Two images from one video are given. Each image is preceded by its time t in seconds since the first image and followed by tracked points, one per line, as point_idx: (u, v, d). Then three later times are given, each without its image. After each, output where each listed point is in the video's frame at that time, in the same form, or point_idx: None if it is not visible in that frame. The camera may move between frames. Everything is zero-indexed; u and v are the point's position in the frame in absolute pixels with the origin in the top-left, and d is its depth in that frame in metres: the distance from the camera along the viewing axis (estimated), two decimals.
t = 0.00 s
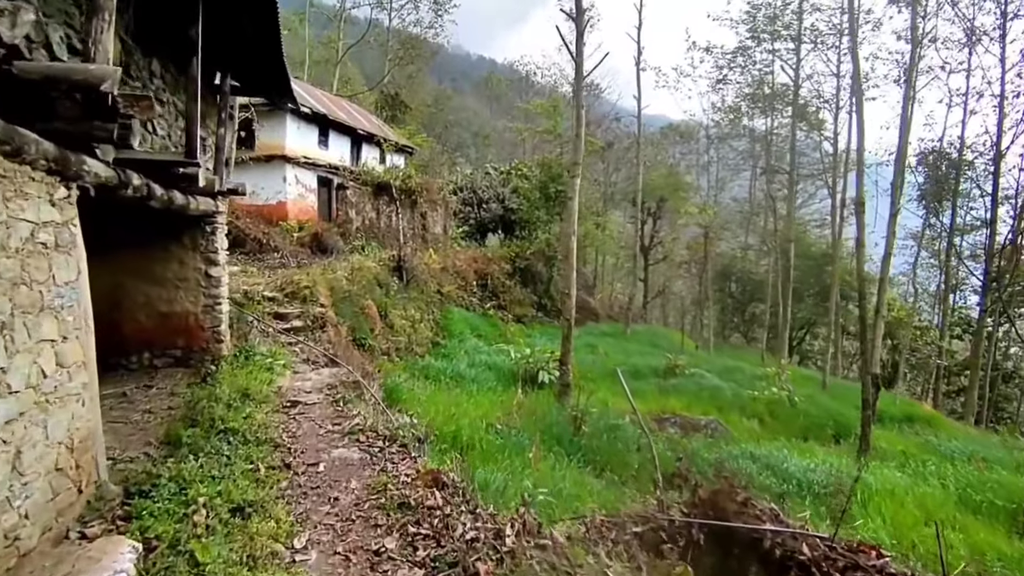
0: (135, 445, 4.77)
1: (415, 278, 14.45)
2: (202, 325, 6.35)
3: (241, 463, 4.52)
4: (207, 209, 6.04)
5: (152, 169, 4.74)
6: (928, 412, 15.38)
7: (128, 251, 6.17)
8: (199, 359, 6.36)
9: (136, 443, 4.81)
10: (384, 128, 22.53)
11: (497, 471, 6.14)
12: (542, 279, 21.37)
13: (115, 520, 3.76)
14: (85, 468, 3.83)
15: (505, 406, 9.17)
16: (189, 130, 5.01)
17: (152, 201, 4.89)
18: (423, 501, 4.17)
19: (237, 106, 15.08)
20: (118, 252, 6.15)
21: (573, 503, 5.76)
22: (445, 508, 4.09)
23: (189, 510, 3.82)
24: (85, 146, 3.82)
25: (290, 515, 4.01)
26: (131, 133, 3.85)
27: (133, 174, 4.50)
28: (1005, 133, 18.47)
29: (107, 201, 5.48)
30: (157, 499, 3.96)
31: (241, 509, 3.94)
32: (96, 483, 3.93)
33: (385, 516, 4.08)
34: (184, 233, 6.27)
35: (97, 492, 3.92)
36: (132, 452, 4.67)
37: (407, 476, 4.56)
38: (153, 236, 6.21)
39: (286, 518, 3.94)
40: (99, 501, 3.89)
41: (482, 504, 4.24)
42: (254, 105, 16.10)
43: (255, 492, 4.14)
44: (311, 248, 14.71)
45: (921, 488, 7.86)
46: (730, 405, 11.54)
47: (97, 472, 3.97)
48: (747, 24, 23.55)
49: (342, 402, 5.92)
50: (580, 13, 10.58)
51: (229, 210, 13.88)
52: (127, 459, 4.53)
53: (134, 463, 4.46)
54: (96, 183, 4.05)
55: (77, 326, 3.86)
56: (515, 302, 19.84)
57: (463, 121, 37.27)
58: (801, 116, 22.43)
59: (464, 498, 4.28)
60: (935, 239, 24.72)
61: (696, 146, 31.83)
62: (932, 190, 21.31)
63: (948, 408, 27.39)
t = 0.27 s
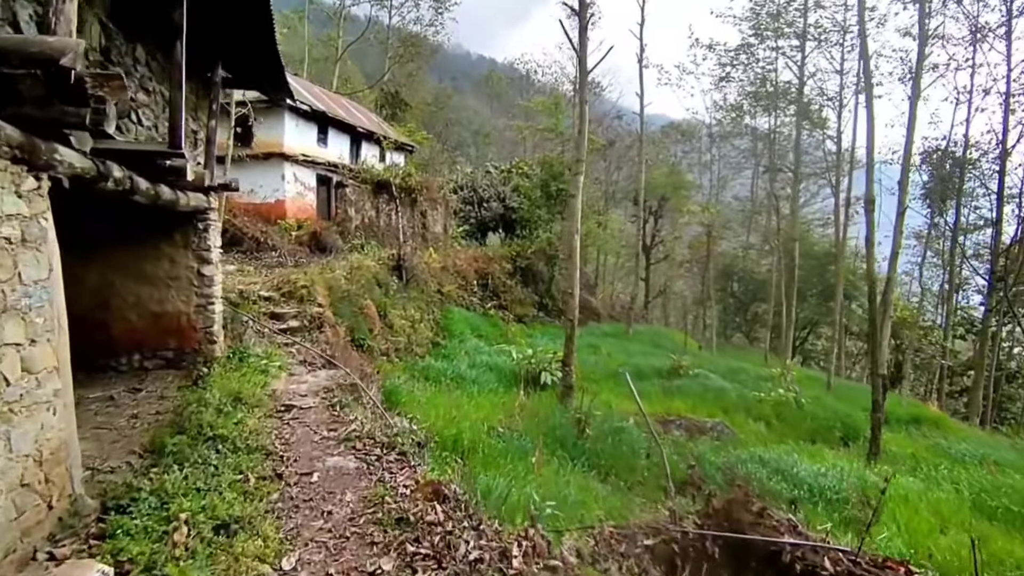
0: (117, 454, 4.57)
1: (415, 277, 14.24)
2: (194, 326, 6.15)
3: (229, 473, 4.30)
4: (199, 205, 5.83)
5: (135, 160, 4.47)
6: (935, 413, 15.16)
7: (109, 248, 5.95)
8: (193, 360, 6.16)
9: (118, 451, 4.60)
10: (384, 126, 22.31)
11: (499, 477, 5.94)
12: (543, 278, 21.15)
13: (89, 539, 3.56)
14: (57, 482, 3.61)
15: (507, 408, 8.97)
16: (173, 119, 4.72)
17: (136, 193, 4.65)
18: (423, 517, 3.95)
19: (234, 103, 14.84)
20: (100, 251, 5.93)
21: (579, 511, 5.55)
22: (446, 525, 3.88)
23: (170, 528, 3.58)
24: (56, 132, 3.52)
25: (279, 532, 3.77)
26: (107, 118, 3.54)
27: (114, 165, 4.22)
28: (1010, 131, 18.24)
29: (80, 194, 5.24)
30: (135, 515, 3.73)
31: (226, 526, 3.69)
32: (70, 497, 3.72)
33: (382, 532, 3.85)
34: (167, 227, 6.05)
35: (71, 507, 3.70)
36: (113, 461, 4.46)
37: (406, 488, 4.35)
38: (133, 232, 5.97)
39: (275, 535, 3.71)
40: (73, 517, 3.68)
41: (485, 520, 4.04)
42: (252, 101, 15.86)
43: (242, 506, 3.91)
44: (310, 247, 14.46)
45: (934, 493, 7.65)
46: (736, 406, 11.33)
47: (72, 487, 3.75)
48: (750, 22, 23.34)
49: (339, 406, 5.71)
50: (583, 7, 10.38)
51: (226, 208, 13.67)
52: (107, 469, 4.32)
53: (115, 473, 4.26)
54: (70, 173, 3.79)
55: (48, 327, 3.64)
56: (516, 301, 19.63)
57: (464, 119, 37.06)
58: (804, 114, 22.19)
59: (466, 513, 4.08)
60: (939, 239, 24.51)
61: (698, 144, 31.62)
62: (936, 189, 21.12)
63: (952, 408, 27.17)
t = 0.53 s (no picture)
0: (91, 469, 4.30)
1: (414, 277, 14.00)
2: (182, 329, 5.94)
3: (210, 491, 4.04)
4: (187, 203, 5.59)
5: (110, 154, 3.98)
6: (941, 415, 14.95)
7: (87, 249, 5.71)
8: (181, 365, 5.93)
9: (92, 466, 4.34)
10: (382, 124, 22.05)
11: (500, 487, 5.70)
12: (544, 278, 20.92)
13: (50, 569, 3.24)
14: (17, 506, 3.22)
15: (508, 413, 8.74)
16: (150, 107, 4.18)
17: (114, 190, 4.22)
18: (418, 541, 3.70)
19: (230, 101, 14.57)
20: (78, 251, 5.69)
21: (584, 524, 5.32)
22: (442, 550, 3.67)
23: (139, 557, 3.29)
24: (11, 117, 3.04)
25: (262, 558, 3.48)
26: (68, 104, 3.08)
27: (85, 157, 3.72)
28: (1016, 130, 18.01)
29: (51, 191, 4.99)
30: (103, 541, 3.43)
31: (201, 554, 3.37)
32: (33, 521, 3.36)
33: (374, 558, 3.57)
34: (149, 225, 5.81)
35: (34, 531, 3.36)
36: (86, 477, 4.19)
37: (401, 508, 4.10)
38: (113, 230, 5.72)
39: (257, 562, 3.41)
40: (35, 542, 3.34)
41: (484, 546, 3.85)
42: (248, 99, 15.59)
43: (222, 529, 3.62)
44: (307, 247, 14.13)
45: (949, 500, 7.42)
46: (741, 409, 11.10)
47: (35, 510, 3.38)
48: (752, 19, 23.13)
49: (332, 414, 5.48)
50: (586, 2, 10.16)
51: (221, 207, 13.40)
52: (78, 487, 4.05)
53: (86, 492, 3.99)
54: (33, 169, 3.32)
55: (7, 333, 3.17)
56: (516, 302, 19.41)
57: (463, 118, 36.85)
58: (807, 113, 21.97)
59: (465, 537, 3.88)
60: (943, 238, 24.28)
61: (699, 143, 31.41)
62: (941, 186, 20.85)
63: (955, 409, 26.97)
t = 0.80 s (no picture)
0: (68, 485, 4.09)
1: (413, 278, 13.79)
2: (172, 332, 5.72)
3: (193, 509, 3.83)
4: (177, 201, 5.38)
5: (85, 147, 3.57)
6: (948, 417, 14.73)
7: (70, 249, 5.51)
8: (170, 370, 5.72)
9: (69, 482, 4.12)
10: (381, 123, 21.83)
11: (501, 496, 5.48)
12: (544, 279, 20.71)
13: None
14: None
15: (510, 416, 8.54)
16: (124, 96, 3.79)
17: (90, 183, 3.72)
18: (416, 565, 3.42)
19: (226, 99, 14.35)
20: (61, 252, 5.49)
21: (589, 535, 5.12)
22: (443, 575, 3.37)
23: None
24: None
25: None
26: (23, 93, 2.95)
27: (56, 151, 3.28)
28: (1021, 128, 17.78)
29: (28, 189, 4.78)
30: (71, 569, 3.19)
31: None
32: None
33: None
34: (134, 224, 5.60)
35: None
36: (61, 494, 3.98)
37: (399, 529, 3.84)
38: (97, 230, 5.52)
39: None
40: None
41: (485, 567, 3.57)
42: (244, 97, 15.37)
43: (203, 555, 3.38)
44: (304, 247, 13.92)
45: (964, 507, 7.20)
46: (746, 412, 10.89)
47: None
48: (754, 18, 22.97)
49: (326, 423, 5.26)
50: None
51: (217, 206, 13.17)
52: (51, 504, 3.83)
53: (60, 509, 3.78)
54: None
55: None
56: (516, 302, 19.19)
57: (463, 118, 36.66)
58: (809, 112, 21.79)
59: (467, 560, 3.61)
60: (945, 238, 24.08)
61: (701, 142, 31.23)
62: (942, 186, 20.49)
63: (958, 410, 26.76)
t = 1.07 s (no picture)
0: (40, 500, 3.82)
1: (412, 277, 13.55)
2: (159, 334, 5.49)
3: (173, 528, 3.59)
4: (166, 197, 5.14)
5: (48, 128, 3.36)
6: (955, 418, 14.53)
7: (51, 247, 5.27)
8: (157, 373, 5.49)
9: (42, 496, 3.86)
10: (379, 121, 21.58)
11: (504, 505, 5.26)
12: (544, 278, 20.48)
13: None
14: None
15: (511, 419, 8.31)
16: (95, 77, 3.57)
17: (64, 177, 3.10)
18: None
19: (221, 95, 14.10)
20: (42, 250, 5.26)
21: (598, 546, 4.90)
22: None
23: None
24: None
25: None
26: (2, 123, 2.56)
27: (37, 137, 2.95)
28: None
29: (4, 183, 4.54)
30: None
31: None
32: None
33: None
34: (119, 220, 5.36)
35: None
36: (33, 511, 3.71)
37: (397, 551, 3.62)
38: (79, 226, 5.28)
39: None
40: None
41: None
42: (240, 93, 15.11)
43: None
44: (301, 246, 13.67)
45: (981, 513, 7.00)
46: (753, 414, 10.68)
47: None
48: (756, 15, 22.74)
49: (320, 430, 5.03)
50: None
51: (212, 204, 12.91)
52: (21, 523, 3.57)
53: (30, 529, 3.51)
54: None
55: None
56: (517, 302, 18.96)
57: (461, 116, 36.42)
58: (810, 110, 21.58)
59: None
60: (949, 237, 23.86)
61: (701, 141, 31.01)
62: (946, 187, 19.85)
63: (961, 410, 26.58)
